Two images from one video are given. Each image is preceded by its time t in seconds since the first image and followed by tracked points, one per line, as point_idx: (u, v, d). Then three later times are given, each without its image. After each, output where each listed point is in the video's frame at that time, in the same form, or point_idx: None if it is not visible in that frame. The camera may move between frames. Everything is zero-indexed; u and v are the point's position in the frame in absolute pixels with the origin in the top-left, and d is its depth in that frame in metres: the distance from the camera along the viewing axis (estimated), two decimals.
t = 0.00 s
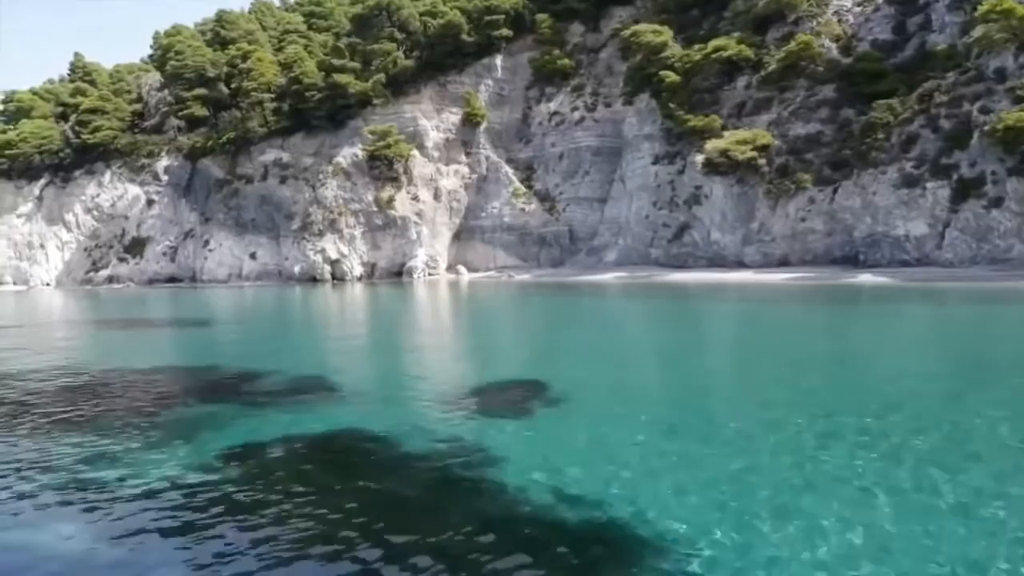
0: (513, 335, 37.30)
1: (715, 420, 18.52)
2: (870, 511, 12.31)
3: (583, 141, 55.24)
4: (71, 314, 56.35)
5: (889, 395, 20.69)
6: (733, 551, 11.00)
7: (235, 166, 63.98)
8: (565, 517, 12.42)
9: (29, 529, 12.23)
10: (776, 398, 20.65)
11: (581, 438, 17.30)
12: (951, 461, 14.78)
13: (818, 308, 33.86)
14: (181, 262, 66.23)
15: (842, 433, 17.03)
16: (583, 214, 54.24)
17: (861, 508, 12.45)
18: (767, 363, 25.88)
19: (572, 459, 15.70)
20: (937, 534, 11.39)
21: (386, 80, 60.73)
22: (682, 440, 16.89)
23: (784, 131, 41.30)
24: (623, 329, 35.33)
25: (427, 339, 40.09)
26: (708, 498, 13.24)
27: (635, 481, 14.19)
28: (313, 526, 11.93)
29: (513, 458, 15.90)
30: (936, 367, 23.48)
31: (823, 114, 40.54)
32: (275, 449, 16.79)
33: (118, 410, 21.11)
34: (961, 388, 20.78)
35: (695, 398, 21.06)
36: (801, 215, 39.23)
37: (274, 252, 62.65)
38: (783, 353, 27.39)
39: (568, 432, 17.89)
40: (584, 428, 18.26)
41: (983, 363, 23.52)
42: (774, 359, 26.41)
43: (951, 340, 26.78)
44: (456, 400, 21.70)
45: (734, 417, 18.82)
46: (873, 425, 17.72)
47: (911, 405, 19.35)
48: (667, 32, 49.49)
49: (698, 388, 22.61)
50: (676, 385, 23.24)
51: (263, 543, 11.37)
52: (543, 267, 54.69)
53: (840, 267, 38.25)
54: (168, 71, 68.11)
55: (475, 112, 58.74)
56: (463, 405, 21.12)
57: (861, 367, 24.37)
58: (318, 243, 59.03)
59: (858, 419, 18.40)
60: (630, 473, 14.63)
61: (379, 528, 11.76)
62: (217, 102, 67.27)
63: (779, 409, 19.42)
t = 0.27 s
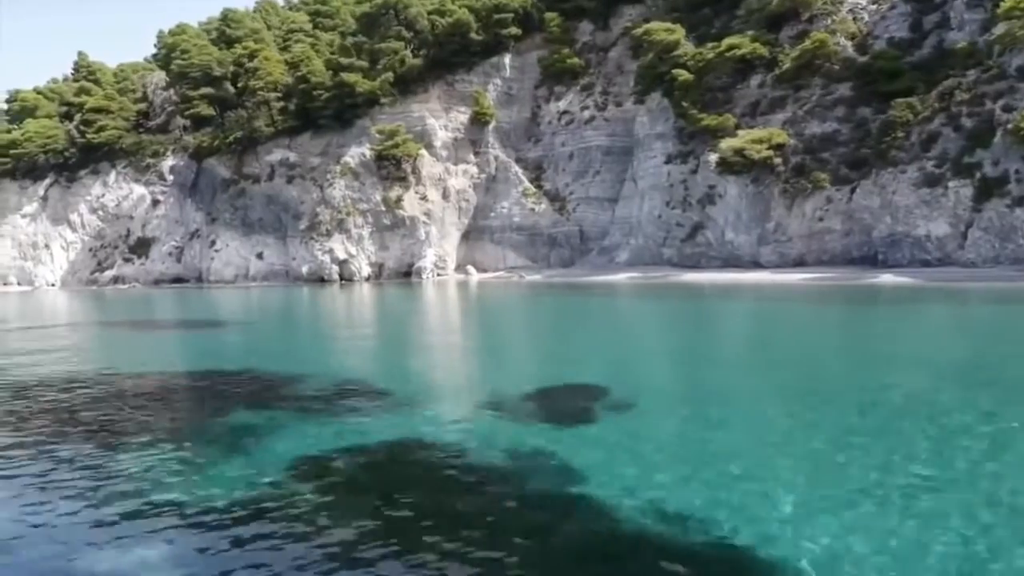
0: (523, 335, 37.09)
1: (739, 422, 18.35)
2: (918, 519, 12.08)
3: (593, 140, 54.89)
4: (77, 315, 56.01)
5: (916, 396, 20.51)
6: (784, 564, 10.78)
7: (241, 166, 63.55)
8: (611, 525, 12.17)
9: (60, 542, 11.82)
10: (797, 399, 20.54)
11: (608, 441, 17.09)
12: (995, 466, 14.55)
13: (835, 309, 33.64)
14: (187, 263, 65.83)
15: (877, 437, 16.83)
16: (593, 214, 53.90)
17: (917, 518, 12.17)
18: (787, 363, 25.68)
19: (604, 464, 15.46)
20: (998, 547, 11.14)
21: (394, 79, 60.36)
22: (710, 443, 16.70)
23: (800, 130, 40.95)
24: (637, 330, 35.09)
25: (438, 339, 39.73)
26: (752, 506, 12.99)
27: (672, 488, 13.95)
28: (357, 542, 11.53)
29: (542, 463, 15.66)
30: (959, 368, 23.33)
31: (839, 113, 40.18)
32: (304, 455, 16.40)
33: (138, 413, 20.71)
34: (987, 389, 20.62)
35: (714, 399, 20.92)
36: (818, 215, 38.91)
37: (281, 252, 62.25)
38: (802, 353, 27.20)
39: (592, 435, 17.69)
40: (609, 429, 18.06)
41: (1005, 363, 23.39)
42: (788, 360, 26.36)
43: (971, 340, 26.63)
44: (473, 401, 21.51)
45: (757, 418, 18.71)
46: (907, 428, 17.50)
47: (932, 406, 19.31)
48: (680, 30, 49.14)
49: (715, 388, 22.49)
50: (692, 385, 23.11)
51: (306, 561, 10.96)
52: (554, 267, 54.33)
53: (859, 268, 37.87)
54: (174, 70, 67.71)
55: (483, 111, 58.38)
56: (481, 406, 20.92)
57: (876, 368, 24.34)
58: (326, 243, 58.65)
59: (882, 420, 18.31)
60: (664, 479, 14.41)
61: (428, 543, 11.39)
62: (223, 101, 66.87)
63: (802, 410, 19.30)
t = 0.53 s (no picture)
0: (530, 339, 36.84)
1: (760, 424, 18.19)
2: (963, 521, 11.84)
3: (602, 143, 54.65)
4: (82, 319, 55.65)
5: (936, 397, 20.36)
6: (829, 562, 10.59)
7: (247, 169, 63.21)
8: (653, 523, 11.90)
9: (89, 545, 11.49)
10: (814, 401, 20.41)
11: (630, 442, 16.89)
12: None
13: (850, 312, 33.41)
14: (192, 266, 65.44)
15: (906, 438, 16.60)
16: (602, 217, 53.61)
17: (964, 520, 11.90)
18: (802, 366, 25.50)
19: (632, 464, 15.22)
20: None
21: (401, 82, 60.14)
22: (734, 444, 16.51)
23: (814, 132, 40.71)
24: (647, 333, 34.84)
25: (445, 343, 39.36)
26: (791, 506, 12.76)
27: (706, 488, 13.71)
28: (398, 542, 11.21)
29: (568, 463, 15.41)
30: (978, 370, 23.15)
31: (853, 115, 39.94)
32: (329, 457, 16.06)
33: (154, 417, 20.35)
34: (1008, 391, 20.46)
35: (731, 401, 20.74)
36: (833, 217, 38.64)
37: (287, 255, 61.86)
38: (817, 356, 27.01)
39: (614, 435, 17.47)
40: (629, 432, 17.83)
41: None
42: (800, 362, 26.25)
43: (987, 341, 26.47)
44: (489, 403, 21.27)
45: (777, 420, 18.55)
46: (935, 429, 17.26)
47: (949, 407, 19.28)
48: (691, 32, 48.90)
49: (729, 391, 22.36)
50: (706, 388, 22.94)
51: (346, 560, 10.64)
52: (563, 270, 53.99)
53: (877, 271, 37.53)
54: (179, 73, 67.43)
55: (491, 113, 58.13)
56: (497, 407, 20.67)
57: (889, 369, 24.28)
58: (333, 247, 58.30)
59: (903, 420, 18.20)
60: (696, 478, 14.18)
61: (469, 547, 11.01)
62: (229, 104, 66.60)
63: (821, 412, 19.16)
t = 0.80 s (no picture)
0: (540, 340, 36.64)
1: (785, 426, 18.06)
2: None
3: (613, 143, 54.36)
4: (88, 320, 55.25)
5: (969, 397, 20.11)
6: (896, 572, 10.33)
7: (254, 169, 62.78)
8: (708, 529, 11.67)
9: (136, 556, 11.19)
10: (835, 401, 20.33)
11: (666, 445, 16.61)
12: None
13: (868, 313, 33.22)
14: (198, 267, 65.02)
15: (947, 442, 16.34)
16: (613, 218, 53.30)
17: None
18: (825, 367, 25.25)
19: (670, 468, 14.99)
20: None
21: (409, 82, 59.80)
22: (769, 447, 16.32)
23: (830, 132, 40.47)
24: (662, 333, 34.56)
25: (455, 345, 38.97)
26: (842, 512, 12.57)
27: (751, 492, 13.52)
28: (455, 553, 10.93)
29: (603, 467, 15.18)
30: (1005, 370, 22.92)
31: (870, 115, 39.68)
32: (365, 463, 15.75)
33: (178, 420, 20.01)
34: None
35: (754, 402, 20.59)
36: (851, 218, 38.42)
37: (294, 256, 61.43)
38: (838, 357, 26.81)
39: (642, 437, 17.27)
40: (656, 433, 17.65)
41: None
42: (823, 363, 26.01)
43: (1012, 342, 26.25)
44: (508, 405, 21.06)
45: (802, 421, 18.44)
46: (974, 432, 17.00)
47: (975, 406, 19.20)
48: (704, 31, 48.46)
49: (747, 392, 22.24)
50: (723, 389, 22.82)
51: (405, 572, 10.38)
52: (573, 271, 53.64)
53: (896, 272, 37.24)
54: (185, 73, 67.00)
55: (500, 114, 57.78)
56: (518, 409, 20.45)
57: (914, 369, 24.05)
58: (341, 248, 57.93)
59: (929, 420, 18.16)
60: (737, 483, 13.99)
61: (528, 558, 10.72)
62: (235, 104, 66.20)
63: (845, 413, 19.08)
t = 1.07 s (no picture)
0: (547, 340, 36.26)
1: (815, 422, 17.75)
2: None
3: (624, 142, 54.07)
4: (93, 320, 54.73)
5: (997, 394, 19.90)
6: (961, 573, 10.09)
7: (261, 168, 62.38)
8: (780, 534, 11.26)
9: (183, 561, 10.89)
10: (853, 397, 20.11)
11: (701, 442, 16.33)
12: None
13: (886, 311, 32.94)
14: (204, 267, 64.60)
15: (985, 438, 16.10)
16: (624, 217, 53.00)
17: None
18: (846, 364, 25.01)
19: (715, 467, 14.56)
20: None
21: (417, 81, 59.46)
22: (805, 443, 16.07)
23: (847, 131, 40.30)
24: (675, 332, 34.29)
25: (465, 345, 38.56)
26: (893, 510, 12.32)
27: (805, 491, 13.12)
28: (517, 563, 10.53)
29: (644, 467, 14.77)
30: None
31: (888, 113, 39.46)
32: (395, 461, 15.36)
33: (197, 419, 19.53)
34: None
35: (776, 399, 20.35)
36: (869, 216, 38.24)
37: (301, 256, 61.01)
38: (857, 354, 26.59)
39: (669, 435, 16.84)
40: (685, 430, 17.35)
41: None
42: (843, 360, 25.79)
43: None
44: (526, 403, 20.65)
45: (826, 417, 18.14)
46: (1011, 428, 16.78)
47: (1005, 402, 19.00)
48: (716, 29, 48.03)
49: (761, 389, 21.96)
50: (738, 387, 22.51)
51: None
52: (584, 271, 53.30)
53: (916, 271, 36.96)
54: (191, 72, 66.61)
55: (510, 112, 57.38)
56: (537, 409, 20.04)
57: (937, 366, 23.85)
58: (350, 247, 57.58)
59: (954, 416, 18.00)
60: (783, 480, 13.69)
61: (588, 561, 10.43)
62: (242, 103, 65.84)
63: (868, 409, 18.86)
